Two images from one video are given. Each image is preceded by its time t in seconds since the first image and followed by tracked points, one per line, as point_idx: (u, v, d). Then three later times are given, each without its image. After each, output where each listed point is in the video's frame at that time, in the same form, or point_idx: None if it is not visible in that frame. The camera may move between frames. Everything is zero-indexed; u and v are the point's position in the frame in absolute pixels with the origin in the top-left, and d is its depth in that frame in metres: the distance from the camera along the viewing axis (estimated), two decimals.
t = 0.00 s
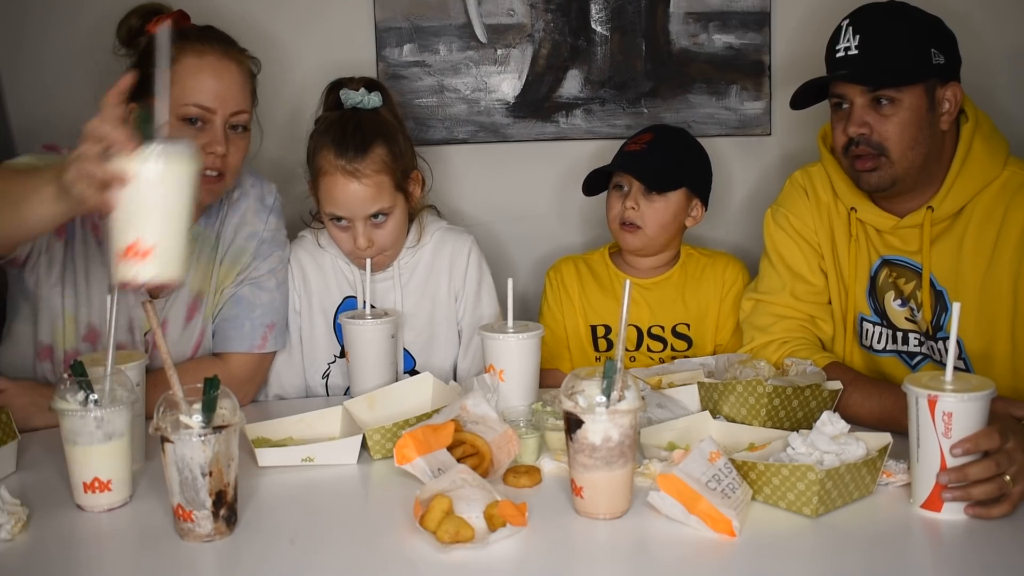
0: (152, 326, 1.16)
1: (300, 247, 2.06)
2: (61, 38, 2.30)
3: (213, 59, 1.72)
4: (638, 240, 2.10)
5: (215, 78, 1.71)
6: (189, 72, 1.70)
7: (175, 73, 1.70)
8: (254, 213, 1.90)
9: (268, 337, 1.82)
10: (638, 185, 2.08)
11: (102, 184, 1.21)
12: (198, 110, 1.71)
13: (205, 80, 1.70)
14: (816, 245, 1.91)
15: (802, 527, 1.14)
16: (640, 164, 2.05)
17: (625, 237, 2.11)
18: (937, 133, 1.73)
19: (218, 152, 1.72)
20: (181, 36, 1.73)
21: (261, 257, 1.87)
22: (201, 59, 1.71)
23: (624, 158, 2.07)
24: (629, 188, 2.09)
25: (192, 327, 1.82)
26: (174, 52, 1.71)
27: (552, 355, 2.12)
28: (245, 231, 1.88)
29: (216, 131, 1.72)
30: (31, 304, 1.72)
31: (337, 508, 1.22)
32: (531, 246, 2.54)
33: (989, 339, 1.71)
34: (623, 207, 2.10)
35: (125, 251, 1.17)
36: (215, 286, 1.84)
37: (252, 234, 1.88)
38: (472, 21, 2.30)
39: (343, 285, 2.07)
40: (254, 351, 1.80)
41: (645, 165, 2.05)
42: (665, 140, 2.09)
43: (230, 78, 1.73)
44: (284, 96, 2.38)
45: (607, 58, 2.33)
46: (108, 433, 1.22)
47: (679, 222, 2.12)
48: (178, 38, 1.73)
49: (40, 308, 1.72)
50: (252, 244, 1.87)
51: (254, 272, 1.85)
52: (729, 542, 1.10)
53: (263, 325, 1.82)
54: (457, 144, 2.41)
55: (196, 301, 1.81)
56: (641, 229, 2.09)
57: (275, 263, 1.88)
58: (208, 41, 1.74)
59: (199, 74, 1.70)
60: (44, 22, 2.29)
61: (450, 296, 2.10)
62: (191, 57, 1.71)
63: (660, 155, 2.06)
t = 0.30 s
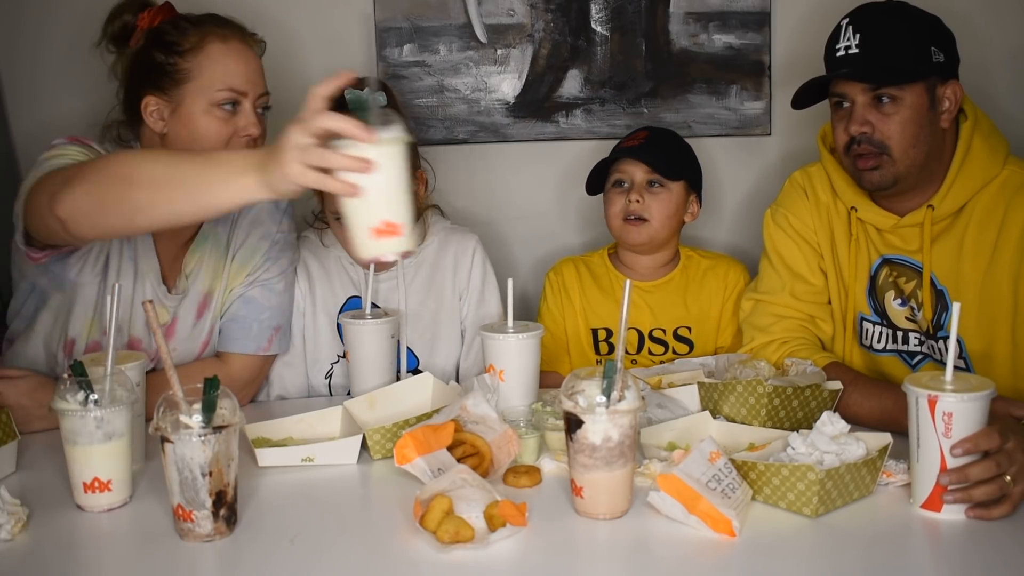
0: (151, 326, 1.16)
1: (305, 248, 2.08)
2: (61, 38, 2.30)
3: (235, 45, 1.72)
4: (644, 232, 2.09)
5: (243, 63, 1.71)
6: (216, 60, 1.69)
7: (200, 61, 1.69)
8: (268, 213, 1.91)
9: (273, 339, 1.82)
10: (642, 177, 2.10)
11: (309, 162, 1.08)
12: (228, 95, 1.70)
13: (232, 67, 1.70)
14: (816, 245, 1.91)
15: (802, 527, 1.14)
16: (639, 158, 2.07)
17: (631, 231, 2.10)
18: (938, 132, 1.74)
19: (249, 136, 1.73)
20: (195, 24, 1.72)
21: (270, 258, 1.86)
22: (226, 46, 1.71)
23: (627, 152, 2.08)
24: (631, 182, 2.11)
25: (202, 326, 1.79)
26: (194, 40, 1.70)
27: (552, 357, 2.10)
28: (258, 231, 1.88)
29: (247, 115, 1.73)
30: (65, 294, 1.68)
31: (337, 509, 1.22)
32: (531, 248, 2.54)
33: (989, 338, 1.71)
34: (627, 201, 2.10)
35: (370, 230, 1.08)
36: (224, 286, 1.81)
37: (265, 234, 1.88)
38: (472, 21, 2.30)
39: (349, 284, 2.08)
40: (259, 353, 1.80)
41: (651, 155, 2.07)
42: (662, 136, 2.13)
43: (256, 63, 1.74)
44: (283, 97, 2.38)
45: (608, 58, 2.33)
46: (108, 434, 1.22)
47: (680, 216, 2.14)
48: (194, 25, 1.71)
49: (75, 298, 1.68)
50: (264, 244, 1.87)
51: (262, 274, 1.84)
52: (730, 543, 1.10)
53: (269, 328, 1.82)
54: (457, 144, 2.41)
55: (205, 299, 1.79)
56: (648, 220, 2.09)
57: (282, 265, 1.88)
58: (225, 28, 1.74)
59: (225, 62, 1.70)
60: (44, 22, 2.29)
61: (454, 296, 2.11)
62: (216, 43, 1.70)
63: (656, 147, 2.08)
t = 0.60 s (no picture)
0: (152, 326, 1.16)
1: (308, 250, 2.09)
2: (60, 37, 2.30)
3: (248, 45, 1.72)
4: (667, 233, 2.10)
5: (257, 64, 1.71)
6: (230, 62, 1.69)
7: (214, 64, 1.68)
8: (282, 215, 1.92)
9: (279, 341, 1.83)
10: (658, 178, 2.11)
11: (444, 206, 1.10)
12: (245, 97, 1.70)
13: (247, 67, 1.70)
14: (815, 245, 1.91)
15: (802, 527, 1.14)
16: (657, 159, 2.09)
17: (655, 233, 2.09)
18: (936, 132, 1.74)
19: (266, 136, 1.75)
20: (208, 27, 1.71)
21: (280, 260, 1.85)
22: (241, 47, 1.71)
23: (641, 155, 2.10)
24: (650, 184, 2.10)
25: (212, 326, 1.78)
26: (208, 44, 1.69)
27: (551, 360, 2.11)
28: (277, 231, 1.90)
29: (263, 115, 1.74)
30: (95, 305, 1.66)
31: (335, 509, 1.22)
32: (530, 248, 2.54)
33: (988, 338, 1.71)
34: (650, 203, 2.09)
35: (497, 264, 1.18)
36: (235, 286, 1.80)
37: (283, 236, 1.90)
38: (472, 21, 2.30)
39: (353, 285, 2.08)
40: (264, 355, 1.80)
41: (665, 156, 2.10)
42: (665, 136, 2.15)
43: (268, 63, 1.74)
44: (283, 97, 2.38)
45: (608, 58, 2.33)
46: (108, 434, 1.22)
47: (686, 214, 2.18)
48: (206, 28, 1.71)
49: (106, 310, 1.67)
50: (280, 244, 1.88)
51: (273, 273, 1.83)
52: (730, 543, 1.10)
53: (275, 330, 1.82)
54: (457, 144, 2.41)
55: (216, 300, 1.77)
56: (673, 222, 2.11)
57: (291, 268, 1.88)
58: (237, 30, 1.73)
59: (240, 63, 1.70)
60: (43, 22, 2.29)
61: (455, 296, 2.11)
62: (230, 45, 1.70)
63: (667, 148, 2.11)
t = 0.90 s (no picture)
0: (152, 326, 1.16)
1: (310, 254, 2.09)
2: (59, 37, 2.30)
3: (243, 42, 1.73)
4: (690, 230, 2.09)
5: (248, 58, 1.72)
6: (221, 56, 1.71)
7: (208, 59, 1.71)
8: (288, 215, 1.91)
9: (283, 343, 1.83)
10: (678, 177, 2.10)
11: (490, 227, 1.18)
12: (232, 89, 1.70)
13: (238, 61, 1.71)
14: (816, 245, 1.91)
15: (803, 527, 1.14)
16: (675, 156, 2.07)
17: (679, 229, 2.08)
18: (937, 132, 1.74)
19: (254, 129, 1.71)
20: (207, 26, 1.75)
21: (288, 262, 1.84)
22: (234, 43, 1.72)
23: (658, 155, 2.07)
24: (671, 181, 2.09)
25: (217, 327, 1.77)
26: (204, 41, 1.72)
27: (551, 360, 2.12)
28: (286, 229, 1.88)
29: (252, 109, 1.72)
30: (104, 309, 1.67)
31: (335, 509, 1.22)
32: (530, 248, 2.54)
33: (987, 340, 1.71)
34: (675, 199, 2.08)
35: (540, 280, 1.30)
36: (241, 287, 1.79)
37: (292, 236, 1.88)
38: (472, 21, 2.30)
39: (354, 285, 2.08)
40: (268, 357, 1.81)
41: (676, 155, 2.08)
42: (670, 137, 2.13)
43: (264, 59, 1.74)
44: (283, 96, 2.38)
45: (608, 58, 2.33)
46: (109, 434, 1.22)
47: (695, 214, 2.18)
48: (206, 28, 1.74)
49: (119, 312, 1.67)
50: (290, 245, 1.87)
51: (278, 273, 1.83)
52: (729, 542, 1.10)
53: (280, 332, 1.82)
54: (457, 144, 2.41)
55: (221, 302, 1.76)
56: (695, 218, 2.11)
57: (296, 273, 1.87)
58: (237, 30, 1.75)
59: (231, 58, 1.71)
60: (43, 22, 2.29)
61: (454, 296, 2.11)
62: (224, 41, 1.72)
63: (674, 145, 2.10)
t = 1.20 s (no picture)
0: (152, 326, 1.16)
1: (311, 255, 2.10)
2: (59, 36, 2.30)
3: (248, 46, 1.73)
4: (686, 231, 2.09)
5: (252, 61, 1.72)
6: (227, 60, 1.71)
7: (215, 63, 1.71)
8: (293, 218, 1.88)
9: (284, 344, 1.83)
10: (672, 177, 2.09)
11: (502, 246, 1.20)
12: (237, 93, 1.70)
13: (243, 65, 1.71)
14: (816, 246, 1.91)
15: (803, 527, 1.14)
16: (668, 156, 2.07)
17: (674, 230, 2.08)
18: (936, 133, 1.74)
19: (259, 134, 1.71)
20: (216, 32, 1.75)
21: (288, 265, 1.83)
22: (240, 47, 1.72)
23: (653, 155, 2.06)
24: (666, 182, 2.08)
25: (219, 328, 1.77)
26: (211, 45, 1.72)
27: (551, 362, 2.11)
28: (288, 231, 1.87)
29: (257, 113, 1.72)
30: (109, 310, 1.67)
31: (335, 509, 1.22)
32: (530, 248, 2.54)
33: (987, 340, 1.71)
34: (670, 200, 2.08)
35: (551, 298, 1.31)
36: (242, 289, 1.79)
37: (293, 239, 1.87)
38: (472, 21, 2.30)
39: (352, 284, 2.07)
40: (270, 358, 1.80)
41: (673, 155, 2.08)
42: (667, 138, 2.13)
43: (270, 63, 1.74)
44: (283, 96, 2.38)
45: (607, 58, 2.33)
46: (109, 434, 1.22)
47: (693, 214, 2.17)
48: (214, 33, 1.75)
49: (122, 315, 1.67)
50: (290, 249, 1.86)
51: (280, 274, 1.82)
52: (730, 542, 1.10)
53: (282, 333, 1.82)
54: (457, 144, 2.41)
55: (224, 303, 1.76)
56: (692, 217, 2.11)
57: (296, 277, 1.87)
58: (245, 34, 1.76)
59: (236, 61, 1.71)
60: (43, 22, 2.29)
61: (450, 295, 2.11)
62: (230, 45, 1.72)
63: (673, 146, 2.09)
